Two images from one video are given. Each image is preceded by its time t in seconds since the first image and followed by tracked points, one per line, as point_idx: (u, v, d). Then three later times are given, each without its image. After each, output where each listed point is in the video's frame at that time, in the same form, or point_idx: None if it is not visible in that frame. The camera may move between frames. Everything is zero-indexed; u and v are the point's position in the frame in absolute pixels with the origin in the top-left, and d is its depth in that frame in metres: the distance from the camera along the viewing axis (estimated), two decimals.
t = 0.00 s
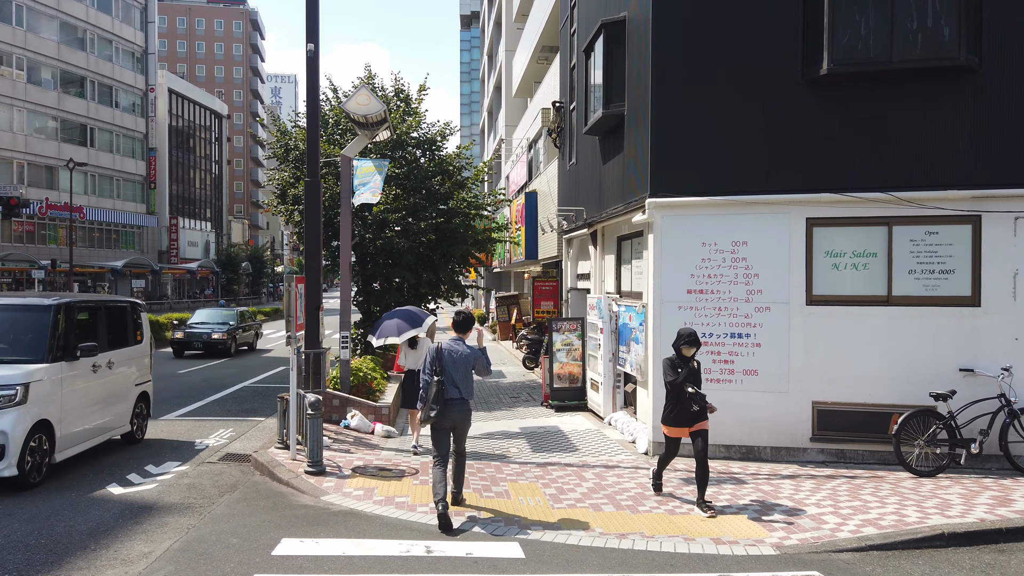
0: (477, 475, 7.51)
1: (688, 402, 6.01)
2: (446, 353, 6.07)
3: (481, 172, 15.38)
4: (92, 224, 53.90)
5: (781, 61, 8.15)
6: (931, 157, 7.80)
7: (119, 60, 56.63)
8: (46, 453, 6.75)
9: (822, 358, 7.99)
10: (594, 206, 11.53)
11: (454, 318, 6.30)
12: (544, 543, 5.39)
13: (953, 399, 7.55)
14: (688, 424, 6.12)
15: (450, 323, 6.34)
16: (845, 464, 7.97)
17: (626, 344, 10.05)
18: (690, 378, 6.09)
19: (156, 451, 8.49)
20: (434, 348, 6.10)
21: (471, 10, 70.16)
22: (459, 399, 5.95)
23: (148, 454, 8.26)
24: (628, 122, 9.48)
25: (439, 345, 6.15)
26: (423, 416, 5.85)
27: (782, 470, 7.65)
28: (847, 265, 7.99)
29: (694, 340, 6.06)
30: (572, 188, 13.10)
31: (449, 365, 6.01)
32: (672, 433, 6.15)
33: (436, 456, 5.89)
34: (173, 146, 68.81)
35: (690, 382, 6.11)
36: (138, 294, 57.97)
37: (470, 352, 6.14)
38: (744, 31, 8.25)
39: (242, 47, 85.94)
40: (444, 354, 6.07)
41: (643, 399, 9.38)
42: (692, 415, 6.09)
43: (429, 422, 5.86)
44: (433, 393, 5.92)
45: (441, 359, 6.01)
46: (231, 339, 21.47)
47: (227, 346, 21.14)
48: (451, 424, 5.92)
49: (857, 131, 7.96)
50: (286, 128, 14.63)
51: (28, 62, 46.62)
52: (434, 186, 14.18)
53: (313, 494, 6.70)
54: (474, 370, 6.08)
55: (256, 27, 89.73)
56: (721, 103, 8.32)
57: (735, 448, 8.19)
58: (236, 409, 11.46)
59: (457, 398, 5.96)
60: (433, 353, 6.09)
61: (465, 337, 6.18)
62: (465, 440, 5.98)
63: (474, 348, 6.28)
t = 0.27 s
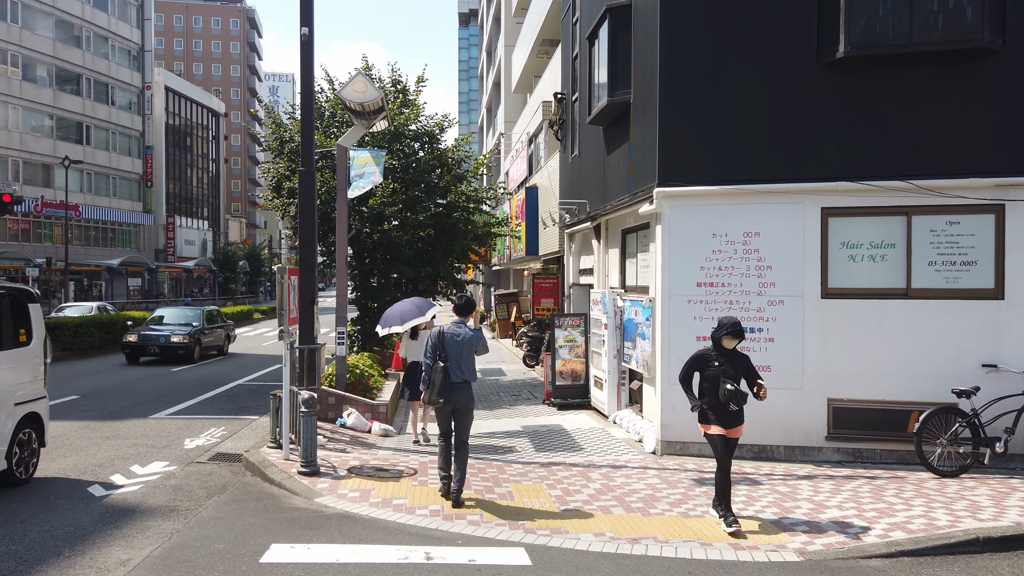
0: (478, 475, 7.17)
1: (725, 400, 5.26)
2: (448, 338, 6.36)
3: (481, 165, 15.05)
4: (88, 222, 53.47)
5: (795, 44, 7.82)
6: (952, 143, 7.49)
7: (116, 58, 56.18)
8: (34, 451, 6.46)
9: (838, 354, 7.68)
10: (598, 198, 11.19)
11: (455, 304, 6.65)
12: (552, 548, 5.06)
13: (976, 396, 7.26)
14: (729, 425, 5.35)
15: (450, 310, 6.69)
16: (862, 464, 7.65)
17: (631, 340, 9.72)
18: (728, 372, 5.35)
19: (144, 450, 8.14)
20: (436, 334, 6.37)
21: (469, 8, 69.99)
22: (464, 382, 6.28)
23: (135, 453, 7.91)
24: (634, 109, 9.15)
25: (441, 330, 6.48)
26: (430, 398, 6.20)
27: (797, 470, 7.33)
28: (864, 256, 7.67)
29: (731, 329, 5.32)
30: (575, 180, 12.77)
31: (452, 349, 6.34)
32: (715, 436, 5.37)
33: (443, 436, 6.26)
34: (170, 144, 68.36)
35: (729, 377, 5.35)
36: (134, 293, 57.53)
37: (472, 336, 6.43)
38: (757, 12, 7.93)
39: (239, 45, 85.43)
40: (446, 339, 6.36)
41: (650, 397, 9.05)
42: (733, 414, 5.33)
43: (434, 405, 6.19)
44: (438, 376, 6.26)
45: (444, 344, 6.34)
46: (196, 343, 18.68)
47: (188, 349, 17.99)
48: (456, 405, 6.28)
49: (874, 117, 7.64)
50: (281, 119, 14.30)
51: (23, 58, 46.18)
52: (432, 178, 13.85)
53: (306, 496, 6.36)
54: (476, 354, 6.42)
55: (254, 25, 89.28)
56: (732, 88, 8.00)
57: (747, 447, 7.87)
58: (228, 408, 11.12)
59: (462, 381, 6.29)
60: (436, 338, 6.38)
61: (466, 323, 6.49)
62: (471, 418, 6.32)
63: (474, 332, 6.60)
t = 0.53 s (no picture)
0: (477, 483, 6.86)
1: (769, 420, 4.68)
2: (444, 341, 6.32)
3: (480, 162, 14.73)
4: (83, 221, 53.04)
5: (808, 33, 7.52)
6: (971, 137, 7.20)
7: (111, 56, 55.76)
8: None
9: (852, 356, 7.38)
10: (600, 194, 10.87)
11: (451, 305, 6.61)
12: (555, 564, 4.74)
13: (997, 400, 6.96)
14: (774, 450, 4.74)
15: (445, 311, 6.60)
16: (877, 471, 7.35)
17: (635, 341, 9.41)
18: (772, 390, 4.76)
19: (128, 456, 7.81)
20: (432, 337, 6.34)
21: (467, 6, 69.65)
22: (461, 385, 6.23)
23: (119, 460, 7.58)
24: (639, 103, 8.86)
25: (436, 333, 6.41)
26: (426, 402, 6.15)
27: (810, 477, 7.02)
28: (879, 254, 7.37)
29: (774, 340, 4.71)
30: (576, 177, 12.45)
31: (448, 352, 6.28)
32: (757, 462, 4.78)
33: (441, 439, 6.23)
34: (166, 142, 67.93)
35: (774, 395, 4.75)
36: (130, 293, 57.10)
37: (468, 338, 6.39)
38: None
39: (236, 44, 84.98)
40: (442, 342, 6.32)
41: (654, 400, 8.75)
42: (777, 438, 4.71)
43: (430, 409, 6.17)
44: (434, 380, 6.21)
45: (440, 347, 6.27)
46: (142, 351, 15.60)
47: (132, 357, 15.25)
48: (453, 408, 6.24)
49: (890, 109, 7.35)
50: (276, 115, 13.98)
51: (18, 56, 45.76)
52: (430, 175, 13.53)
53: (296, 505, 6.04)
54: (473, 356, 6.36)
55: (251, 24, 88.84)
56: (742, 79, 7.69)
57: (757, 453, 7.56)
58: (220, 411, 10.79)
59: (459, 385, 6.24)
60: (432, 341, 6.34)
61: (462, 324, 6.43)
62: (468, 421, 6.29)
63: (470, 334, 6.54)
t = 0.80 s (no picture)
0: (472, 485, 6.54)
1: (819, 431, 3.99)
2: (439, 331, 6.47)
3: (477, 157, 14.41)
4: (78, 220, 52.65)
5: (817, 16, 7.21)
6: (988, 124, 6.91)
7: (107, 54, 55.34)
8: None
9: (863, 352, 7.08)
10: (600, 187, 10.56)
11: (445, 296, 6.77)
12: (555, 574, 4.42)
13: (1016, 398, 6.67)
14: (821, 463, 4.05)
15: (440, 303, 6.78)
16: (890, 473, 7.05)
17: (636, 337, 9.10)
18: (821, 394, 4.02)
19: (109, 457, 7.48)
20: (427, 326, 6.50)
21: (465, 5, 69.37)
22: (454, 374, 6.40)
23: (97, 462, 7.25)
24: (641, 91, 8.55)
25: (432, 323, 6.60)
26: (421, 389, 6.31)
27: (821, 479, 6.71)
28: (892, 247, 7.07)
29: (827, 334, 3.95)
30: (575, 170, 12.13)
31: (443, 342, 6.45)
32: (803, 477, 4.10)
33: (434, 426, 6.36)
34: (162, 142, 67.50)
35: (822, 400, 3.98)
36: (125, 292, 56.70)
37: (462, 329, 6.55)
38: None
39: (233, 43, 84.54)
40: (437, 332, 6.48)
41: (657, 399, 8.45)
42: (823, 449, 4.03)
43: (424, 396, 6.35)
44: (429, 368, 6.37)
45: (435, 336, 6.46)
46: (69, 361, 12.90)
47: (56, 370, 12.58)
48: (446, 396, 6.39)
49: (903, 95, 7.05)
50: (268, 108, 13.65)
51: (12, 54, 45.33)
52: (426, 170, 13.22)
53: (280, 510, 5.71)
54: (467, 346, 6.53)
55: (248, 22, 88.42)
56: (749, 64, 7.38)
57: (764, 454, 7.25)
58: (208, 411, 10.45)
59: (452, 373, 6.42)
60: (427, 331, 6.51)
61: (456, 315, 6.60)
62: (461, 410, 6.44)
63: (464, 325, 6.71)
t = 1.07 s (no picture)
0: (469, 496, 6.22)
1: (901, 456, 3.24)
2: (438, 340, 6.65)
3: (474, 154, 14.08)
4: (74, 220, 52.24)
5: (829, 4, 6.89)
6: (1008, 116, 6.61)
7: (102, 53, 54.89)
8: None
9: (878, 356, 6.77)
10: (601, 185, 10.26)
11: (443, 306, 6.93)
12: None
13: None
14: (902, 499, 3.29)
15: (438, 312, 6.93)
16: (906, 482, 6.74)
17: (640, 340, 8.79)
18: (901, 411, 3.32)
19: (88, 467, 7.14)
20: (427, 335, 6.66)
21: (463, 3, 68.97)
22: (452, 382, 6.59)
23: (76, 472, 6.91)
24: (644, 84, 8.24)
25: (431, 331, 6.74)
26: (420, 396, 6.44)
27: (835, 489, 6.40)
28: (908, 245, 6.77)
29: (904, 335, 3.25)
30: (576, 168, 11.83)
31: (442, 350, 6.61)
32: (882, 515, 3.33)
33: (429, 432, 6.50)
34: (158, 141, 67.05)
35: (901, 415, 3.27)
36: (121, 293, 56.27)
37: (460, 338, 6.73)
38: None
39: (230, 42, 84.08)
40: (437, 341, 6.66)
41: (661, 404, 8.13)
42: (908, 481, 3.28)
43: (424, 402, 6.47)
44: (427, 376, 6.51)
45: (434, 345, 6.61)
46: None
47: None
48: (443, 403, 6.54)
49: (919, 87, 6.74)
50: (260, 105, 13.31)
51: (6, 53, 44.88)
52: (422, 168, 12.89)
53: (265, 525, 5.37)
54: (464, 355, 6.69)
55: (244, 21, 87.96)
56: (757, 54, 7.07)
57: (775, 462, 6.94)
58: (196, 417, 10.11)
59: (450, 381, 6.59)
60: (427, 340, 6.67)
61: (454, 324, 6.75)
62: (458, 416, 6.64)
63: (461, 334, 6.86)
